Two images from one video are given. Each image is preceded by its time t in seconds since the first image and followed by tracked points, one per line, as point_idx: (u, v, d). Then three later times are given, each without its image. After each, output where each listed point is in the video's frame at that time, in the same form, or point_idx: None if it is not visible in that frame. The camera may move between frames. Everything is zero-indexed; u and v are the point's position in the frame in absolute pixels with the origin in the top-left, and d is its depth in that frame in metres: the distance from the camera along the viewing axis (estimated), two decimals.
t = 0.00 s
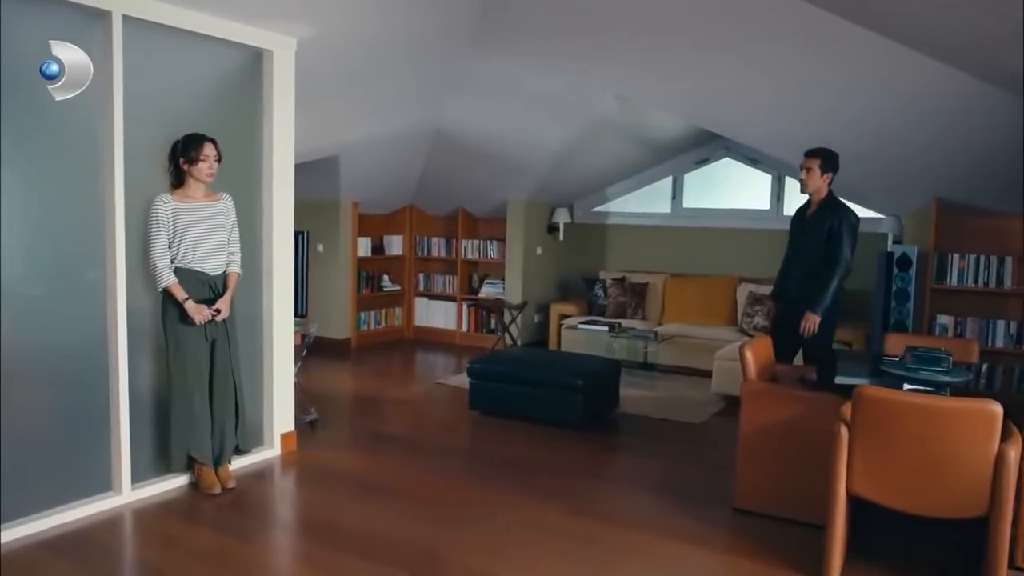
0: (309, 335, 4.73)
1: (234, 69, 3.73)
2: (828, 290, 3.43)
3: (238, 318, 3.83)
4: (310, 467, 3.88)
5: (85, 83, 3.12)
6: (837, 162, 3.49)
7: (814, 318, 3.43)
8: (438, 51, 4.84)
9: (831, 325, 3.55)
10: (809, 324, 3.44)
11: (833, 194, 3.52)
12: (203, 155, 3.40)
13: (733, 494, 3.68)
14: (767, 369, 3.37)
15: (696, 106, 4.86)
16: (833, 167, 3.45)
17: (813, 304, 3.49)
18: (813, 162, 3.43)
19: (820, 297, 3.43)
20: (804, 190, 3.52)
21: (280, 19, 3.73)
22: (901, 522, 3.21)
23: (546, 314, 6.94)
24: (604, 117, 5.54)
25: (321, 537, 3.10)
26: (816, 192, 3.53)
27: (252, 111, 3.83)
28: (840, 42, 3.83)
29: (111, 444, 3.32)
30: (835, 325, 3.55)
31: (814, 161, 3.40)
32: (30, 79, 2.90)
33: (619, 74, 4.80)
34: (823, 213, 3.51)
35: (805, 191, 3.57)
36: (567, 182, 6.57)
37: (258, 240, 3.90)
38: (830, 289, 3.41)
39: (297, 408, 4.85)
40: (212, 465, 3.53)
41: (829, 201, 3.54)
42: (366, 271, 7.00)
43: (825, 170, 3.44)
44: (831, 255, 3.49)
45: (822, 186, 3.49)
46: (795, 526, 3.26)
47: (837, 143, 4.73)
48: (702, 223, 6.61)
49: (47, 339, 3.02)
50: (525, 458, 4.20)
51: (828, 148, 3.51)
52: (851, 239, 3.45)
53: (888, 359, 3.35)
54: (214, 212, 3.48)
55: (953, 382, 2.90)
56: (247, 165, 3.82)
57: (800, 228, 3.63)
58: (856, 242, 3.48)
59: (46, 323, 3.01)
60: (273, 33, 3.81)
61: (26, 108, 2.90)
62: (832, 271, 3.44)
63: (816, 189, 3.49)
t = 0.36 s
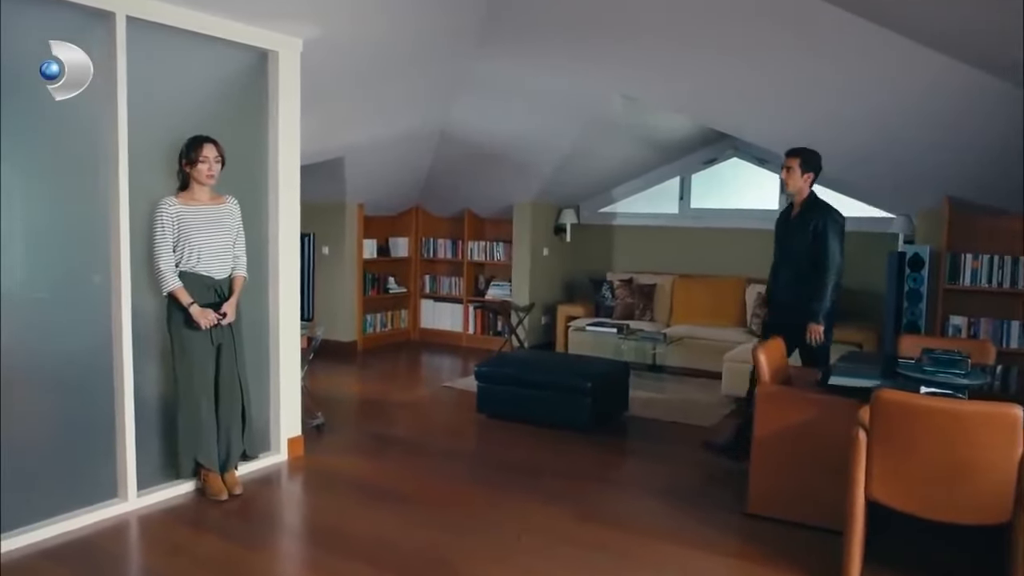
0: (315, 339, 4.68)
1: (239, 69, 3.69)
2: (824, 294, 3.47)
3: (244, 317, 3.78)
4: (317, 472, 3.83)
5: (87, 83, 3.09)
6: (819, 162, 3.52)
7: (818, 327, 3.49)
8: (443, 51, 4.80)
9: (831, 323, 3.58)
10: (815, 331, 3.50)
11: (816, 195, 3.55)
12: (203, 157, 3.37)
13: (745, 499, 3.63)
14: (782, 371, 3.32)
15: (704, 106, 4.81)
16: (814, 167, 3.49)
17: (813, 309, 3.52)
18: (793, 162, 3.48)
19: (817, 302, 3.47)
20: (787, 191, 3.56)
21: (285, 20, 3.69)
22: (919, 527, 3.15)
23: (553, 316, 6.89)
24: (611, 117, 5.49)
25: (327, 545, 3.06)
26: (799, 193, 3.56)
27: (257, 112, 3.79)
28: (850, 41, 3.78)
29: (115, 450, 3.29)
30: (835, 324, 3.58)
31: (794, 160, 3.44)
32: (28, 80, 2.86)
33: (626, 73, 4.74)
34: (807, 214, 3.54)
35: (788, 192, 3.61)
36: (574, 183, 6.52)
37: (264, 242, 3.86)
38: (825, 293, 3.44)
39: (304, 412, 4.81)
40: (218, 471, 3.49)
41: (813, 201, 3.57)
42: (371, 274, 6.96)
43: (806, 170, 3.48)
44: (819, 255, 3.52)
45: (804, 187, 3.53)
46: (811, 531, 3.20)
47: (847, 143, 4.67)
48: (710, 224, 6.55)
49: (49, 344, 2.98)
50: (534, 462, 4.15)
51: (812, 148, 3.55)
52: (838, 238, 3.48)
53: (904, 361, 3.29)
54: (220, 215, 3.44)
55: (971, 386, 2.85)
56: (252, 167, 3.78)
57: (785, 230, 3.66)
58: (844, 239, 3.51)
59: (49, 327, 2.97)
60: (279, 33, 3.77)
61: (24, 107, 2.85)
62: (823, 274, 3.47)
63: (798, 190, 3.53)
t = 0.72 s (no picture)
0: (325, 343, 4.64)
1: (247, 71, 3.65)
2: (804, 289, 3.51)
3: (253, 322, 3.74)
4: (328, 478, 3.79)
5: (91, 85, 3.04)
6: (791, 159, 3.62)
7: (795, 322, 3.51)
8: (452, 52, 4.75)
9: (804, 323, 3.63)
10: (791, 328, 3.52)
11: (789, 192, 3.63)
12: (210, 158, 3.32)
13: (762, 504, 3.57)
14: (799, 373, 3.26)
15: (715, 104, 4.75)
16: (787, 163, 3.58)
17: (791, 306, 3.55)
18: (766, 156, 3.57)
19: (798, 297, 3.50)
20: (759, 187, 3.64)
21: (294, 21, 3.65)
22: (943, 533, 3.08)
23: (564, 318, 6.84)
24: (622, 117, 5.44)
25: (339, 552, 3.02)
26: (772, 189, 3.64)
27: (266, 113, 3.76)
28: (864, 36, 3.72)
29: (123, 455, 3.25)
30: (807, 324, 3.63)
31: (767, 154, 3.54)
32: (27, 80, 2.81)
33: (636, 71, 4.69)
34: (783, 211, 3.62)
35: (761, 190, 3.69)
36: (584, 184, 6.47)
37: (274, 247, 3.82)
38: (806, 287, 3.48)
39: (314, 417, 4.77)
40: (229, 477, 3.45)
41: (786, 199, 3.65)
42: (380, 277, 6.94)
43: (778, 164, 3.57)
44: (796, 252, 3.59)
45: (777, 183, 3.61)
46: (832, 537, 3.14)
47: (861, 142, 4.61)
48: (722, 224, 6.49)
49: (56, 349, 2.94)
50: (547, 466, 4.10)
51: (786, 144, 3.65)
52: (816, 234, 3.55)
53: (927, 362, 3.23)
54: (229, 219, 3.41)
55: (996, 387, 2.79)
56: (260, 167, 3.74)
57: (760, 229, 3.72)
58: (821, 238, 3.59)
59: (57, 331, 2.94)
60: (287, 34, 3.74)
61: (27, 109, 2.81)
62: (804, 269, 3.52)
63: (770, 186, 3.61)
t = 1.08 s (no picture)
0: (336, 346, 4.61)
1: (256, 72, 3.62)
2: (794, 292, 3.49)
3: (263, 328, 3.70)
4: (341, 483, 3.76)
5: (95, 85, 3.00)
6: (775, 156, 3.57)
7: (785, 327, 3.49)
8: (461, 51, 4.70)
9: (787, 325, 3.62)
10: (781, 334, 3.50)
11: (774, 190, 3.58)
12: (218, 162, 3.27)
13: (781, 508, 3.51)
14: (819, 375, 3.20)
15: (727, 102, 4.69)
16: (771, 160, 3.53)
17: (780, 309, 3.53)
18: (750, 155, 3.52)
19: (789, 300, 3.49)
20: (743, 186, 3.59)
21: (304, 21, 3.62)
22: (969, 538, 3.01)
23: (576, 319, 6.79)
24: (634, 117, 5.38)
25: (352, 559, 2.97)
26: (756, 188, 3.59)
27: (275, 113, 3.72)
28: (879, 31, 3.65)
29: (134, 460, 3.22)
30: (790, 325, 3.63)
31: (750, 153, 3.49)
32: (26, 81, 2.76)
33: (647, 67, 4.63)
34: (770, 210, 3.56)
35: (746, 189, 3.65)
36: (595, 184, 6.42)
37: (285, 253, 3.79)
38: (797, 290, 3.47)
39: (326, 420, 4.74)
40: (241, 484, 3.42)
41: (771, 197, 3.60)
42: (391, 279, 6.91)
43: (762, 163, 3.52)
44: (782, 253, 3.55)
45: (761, 181, 3.56)
46: (854, 543, 3.08)
47: (878, 139, 4.54)
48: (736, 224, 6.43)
49: (63, 352, 2.91)
50: (561, 470, 4.05)
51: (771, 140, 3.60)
52: (803, 234, 3.53)
53: (948, 363, 3.18)
54: (237, 222, 3.37)
55: None
56: (266, 168, 3.70)
57: (744, 229, 3.64)
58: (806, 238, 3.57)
59: (65, 334, 2.91)
60: (297, 35, 3.70)
61: (31, 111, 2.78)
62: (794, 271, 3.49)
63: (755, 184, 3.56)
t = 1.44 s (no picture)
0: (347, 348, 4.57)
1: (264, 71, 3.57)
2: (775, 300, 3.27)
3: (269, 332, 3.65)
4: (352, 487, 3.71)
5: (100, 83, 2.96)
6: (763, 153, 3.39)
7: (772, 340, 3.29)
8: (470, 51, 4.65)
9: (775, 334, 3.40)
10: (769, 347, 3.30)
11: (760, 189, 3.40)
12: (213, 161, 3.22)
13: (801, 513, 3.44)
14: (838, 377, 3.13)
15: (742, 100, 4.61)
16: (757, 157, 3.35)
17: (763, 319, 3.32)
18: (736, 150, 3.35)
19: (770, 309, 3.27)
20: (729, 185, 3.41)
21: (313, 20, 3.57)
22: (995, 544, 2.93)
23: (588, 320, 6.73)
24: (646, 115, 5.31)
25: (362, 567, 2.92)
26: (742, 186, 3.41)
27: (285, 112, 3.68)
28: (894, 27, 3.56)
29: (143, 463, 3.19)
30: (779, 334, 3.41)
31: (735, 149, 3.32)
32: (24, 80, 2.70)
33: (659, 65, 4.55)
34: (752, 210, 3.36)
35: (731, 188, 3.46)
36: (607, 183, 6.36)
37: (294, 255, 3.75)
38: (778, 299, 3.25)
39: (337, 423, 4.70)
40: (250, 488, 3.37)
41: (756, 197, 3.39)
42: (402, 280, 6.87)
43: (748, 159, 3.34)
44: (764, 255, 3.33)
45: (747, 179, 3.38)
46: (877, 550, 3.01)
47: (896, 137, 4.45)
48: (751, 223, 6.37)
49: (70, 354, 2.88)
50: (573, 475, 3.98)
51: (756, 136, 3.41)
52: (785, 237, 3.31)
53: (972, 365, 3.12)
54: (237, 223, 3.31)
55: None
56: (274, 167, 3.65)
57: (726, 232, 3.46)
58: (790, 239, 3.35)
59: (73, 336, 2.88)
60: (308, 34, 3.66)
61: (35, 110, 2.74)
62: (772, 277, 3.28)
63: (740, 182, 3.39)
